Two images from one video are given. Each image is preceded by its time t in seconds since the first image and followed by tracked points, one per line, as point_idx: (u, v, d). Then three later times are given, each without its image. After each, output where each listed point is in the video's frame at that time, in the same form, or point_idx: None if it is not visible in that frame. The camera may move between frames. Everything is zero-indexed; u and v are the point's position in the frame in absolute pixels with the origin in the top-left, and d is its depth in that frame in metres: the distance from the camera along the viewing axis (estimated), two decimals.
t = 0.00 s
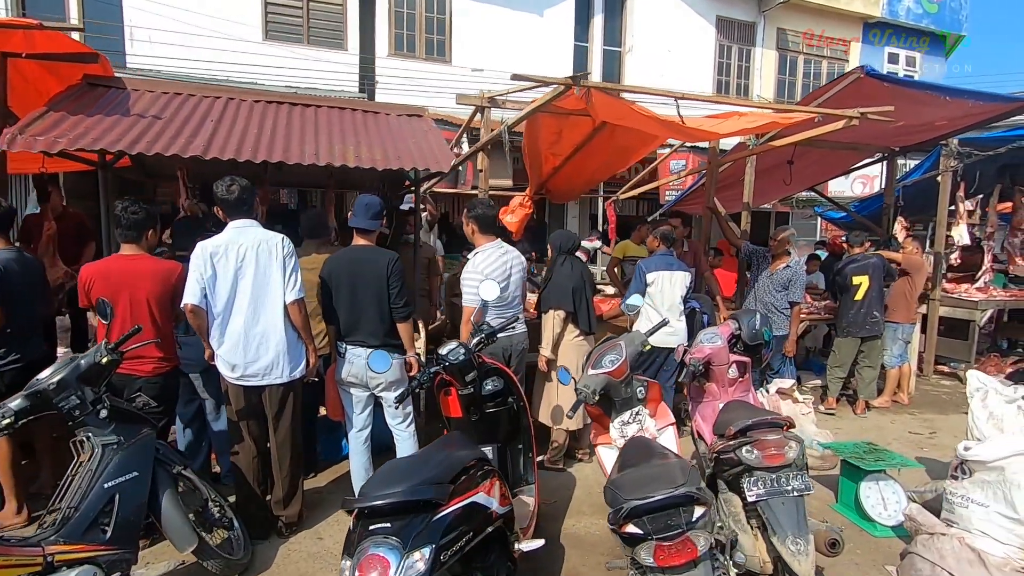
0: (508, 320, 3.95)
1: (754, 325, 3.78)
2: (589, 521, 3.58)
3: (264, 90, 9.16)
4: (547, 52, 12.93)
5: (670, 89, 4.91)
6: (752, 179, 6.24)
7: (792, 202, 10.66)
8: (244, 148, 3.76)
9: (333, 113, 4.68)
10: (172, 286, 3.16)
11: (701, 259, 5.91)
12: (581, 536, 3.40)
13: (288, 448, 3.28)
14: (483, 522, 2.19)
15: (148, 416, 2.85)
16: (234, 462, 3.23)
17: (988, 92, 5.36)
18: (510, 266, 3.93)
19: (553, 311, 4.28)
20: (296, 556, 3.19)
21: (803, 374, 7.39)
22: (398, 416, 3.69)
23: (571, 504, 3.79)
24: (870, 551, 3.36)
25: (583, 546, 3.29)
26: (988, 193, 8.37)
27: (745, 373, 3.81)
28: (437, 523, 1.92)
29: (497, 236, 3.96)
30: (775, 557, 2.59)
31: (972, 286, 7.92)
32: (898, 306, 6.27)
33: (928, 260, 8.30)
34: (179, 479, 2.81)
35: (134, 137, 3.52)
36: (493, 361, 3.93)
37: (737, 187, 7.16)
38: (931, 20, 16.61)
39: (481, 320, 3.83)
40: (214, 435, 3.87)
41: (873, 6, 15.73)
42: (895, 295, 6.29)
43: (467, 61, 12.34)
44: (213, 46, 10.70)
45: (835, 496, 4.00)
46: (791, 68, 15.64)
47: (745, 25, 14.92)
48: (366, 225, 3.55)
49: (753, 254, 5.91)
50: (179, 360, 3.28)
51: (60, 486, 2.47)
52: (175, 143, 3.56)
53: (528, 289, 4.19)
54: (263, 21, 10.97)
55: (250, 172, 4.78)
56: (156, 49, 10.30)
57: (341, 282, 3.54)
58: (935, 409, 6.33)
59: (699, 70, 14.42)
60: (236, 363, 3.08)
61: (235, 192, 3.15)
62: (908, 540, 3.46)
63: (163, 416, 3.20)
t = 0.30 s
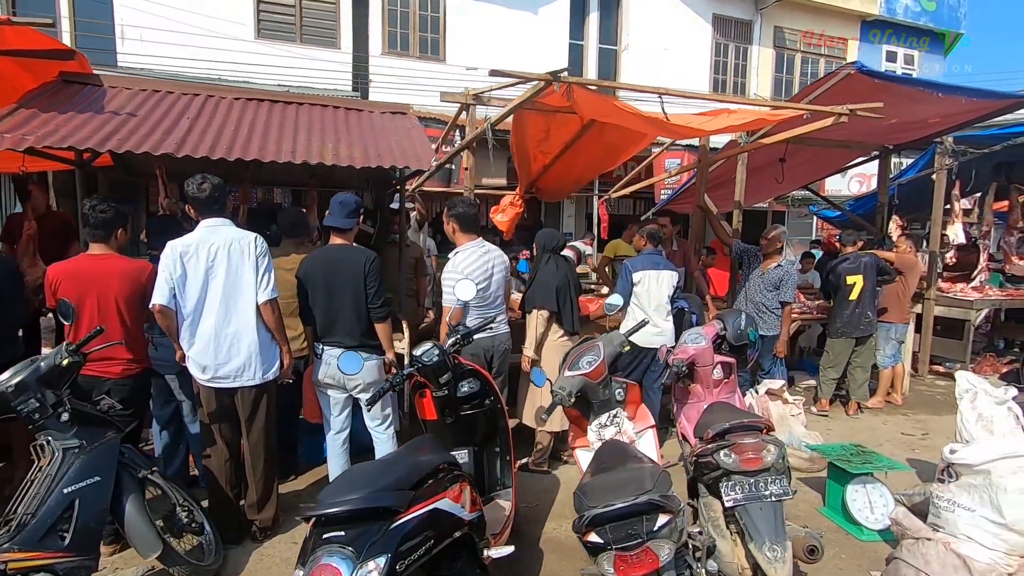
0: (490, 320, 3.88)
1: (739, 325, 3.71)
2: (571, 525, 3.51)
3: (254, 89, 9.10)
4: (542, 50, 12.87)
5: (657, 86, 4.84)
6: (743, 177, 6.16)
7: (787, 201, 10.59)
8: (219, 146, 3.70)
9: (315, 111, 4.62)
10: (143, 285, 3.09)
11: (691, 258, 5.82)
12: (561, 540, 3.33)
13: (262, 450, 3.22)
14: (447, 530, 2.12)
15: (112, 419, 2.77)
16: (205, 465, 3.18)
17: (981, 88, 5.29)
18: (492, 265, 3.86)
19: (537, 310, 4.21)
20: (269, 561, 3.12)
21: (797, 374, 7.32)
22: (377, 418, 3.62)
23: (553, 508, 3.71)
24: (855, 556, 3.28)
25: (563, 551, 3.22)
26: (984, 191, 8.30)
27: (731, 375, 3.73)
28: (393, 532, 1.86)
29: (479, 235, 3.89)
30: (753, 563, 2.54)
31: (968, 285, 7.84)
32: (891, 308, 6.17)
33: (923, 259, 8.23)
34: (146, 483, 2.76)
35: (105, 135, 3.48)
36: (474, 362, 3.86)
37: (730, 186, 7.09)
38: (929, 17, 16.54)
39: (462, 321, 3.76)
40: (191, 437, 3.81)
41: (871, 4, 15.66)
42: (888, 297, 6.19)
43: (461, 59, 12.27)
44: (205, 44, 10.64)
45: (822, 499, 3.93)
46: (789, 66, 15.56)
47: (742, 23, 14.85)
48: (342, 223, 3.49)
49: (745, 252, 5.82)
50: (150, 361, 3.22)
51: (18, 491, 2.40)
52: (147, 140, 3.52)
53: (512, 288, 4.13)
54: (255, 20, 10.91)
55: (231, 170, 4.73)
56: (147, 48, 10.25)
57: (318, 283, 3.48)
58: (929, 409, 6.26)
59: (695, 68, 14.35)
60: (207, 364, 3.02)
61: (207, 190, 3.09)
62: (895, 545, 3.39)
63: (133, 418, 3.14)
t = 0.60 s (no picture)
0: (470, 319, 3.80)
1: (723, 325, 3.63)
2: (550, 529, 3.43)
3: (245, 87, 9.02)
4: (537, 49, 12.80)
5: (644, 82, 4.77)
6: (734, 175, 6.09)
7: (782, 200, 10.52)
8: (192, 142, 3.63)
9: (296, 107, 4.55)
10: (110, 283, 3.02)
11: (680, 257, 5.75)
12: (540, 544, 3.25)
13: (233, 452, 3.15)
14: (408, 536, 2.05)
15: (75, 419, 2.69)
16: (175, 466, 3.12)
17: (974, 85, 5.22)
18: (471, 263, 3.79)
19: (519, 309, 4.16)
20: (238, 565, 3.04)
21: (790, 375, 7.24)
22: (354, 419, 3.54)
23: (534, 510, 3.63)
24: (840, 561, 3.21)
25: (540, 555, 3.14)
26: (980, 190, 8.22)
27: (716, 375, 3.66)
28: (346, 538, 1.80)
29: (459, 232, 3.82)
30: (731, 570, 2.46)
31: (963, 285, 7.77)
32: (884, 308, 6.08)
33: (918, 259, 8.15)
34: (110, 486, 2.69)
35: (75, 129, 3.44)
36: (454, 362, 3.79)
37: (722, 184, 7.01)
38: (927, 17, 16.48)
39: (442, 320, 3.68)
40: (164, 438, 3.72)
41: (869, 3, 15.59)
42: (880, 296, 6.11)
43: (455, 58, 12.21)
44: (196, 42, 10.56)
45: (809, 502, 3.86)
46: (786, 66, 15.49)
47: (738, 22, 14.78)
48: (316, 220, 3.42)
49: (736, 251, 5.73)
50: (118, 359, 3.15)
51: None
52: (119, 135, 3.47)
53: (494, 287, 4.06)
54: (247, 18, 10.85)
55: (211, 167, 4.67)
56: (138, 46, 10.17)
57: (292, 281, 3.41)
58: (922, 411, 6.18)
59: (691, 67, 14.27)
60: (175, 364, 2.95)
61: (176, 185, 3.02)
62: (881, 549, 3.32)
63: (100, 419, 3.07)
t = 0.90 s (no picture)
0: (449, 319, 3.72)
1: (706, 325, 3.54)
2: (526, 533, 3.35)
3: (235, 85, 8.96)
4: (532, 48, 12.74)
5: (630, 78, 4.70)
6: (725, 174, 6.02)
7: (776, 200, 10.44)
8: (163, 136, 3.55)
9: (276, 103, 4.49)
10: (74, 281, 2.96)
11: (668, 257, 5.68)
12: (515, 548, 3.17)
13: (201, 453, 3.07)
14: (361, 542, 1.99)
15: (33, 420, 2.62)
16: (141, 469, 3.05)
17: (967, 82, 5.15)
18: (450, 261, 3.71)
19: (500, 307, 4.09)
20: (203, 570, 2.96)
21: (782, 376, 7.17)
22: (329, 420, 3.46)
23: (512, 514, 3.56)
24: (822, 567, 3.13)
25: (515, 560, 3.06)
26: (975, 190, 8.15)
27: (698, 376, 3.59)
28: (290, 547, 1.73)
29: (437, 230, 3.75)
30: None
31: (957, 286, 7.69)
32: (875, 308, 6.01)
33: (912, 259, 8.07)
34: (69, 489, 2.61)
35: (43, 122, 3.36)
36: (432, 362, 3.70)
37: (713, 183, 6.93)
38: (925, 17, 16.44)
39: (419, 319, 3.60)
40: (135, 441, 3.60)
41: (866, 3, 15.54)
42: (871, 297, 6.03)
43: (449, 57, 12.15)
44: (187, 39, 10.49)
45: (794, 506, 3.78)
46: (782, 66, 15.43)
47: (735, 22, 14.72)
48: (289, 217, 3.36)
49: (725, 251, 5.56)
50: (83, 359, 3.09)
51: None
52: (87, 129, 3.40)
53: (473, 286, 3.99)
54: (239, 15, 10.78)
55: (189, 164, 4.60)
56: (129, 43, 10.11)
57: (264, 279, 3.34)
58: (914, 413, 6.11)
59: (687, 67, 14.21)
60: (139, 363, 2.88)
61: (142, 180, 2.94)
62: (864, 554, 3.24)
63: (64, 418, 3.00)
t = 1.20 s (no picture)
0: (425, 322, 3.65)
1: (686, 329, 3.48)
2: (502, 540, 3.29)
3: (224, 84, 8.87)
4: (525, 47, 12.67)
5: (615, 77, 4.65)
6: (713, 174, 5.96)
7: (770, 200, 10.38)
8: (133, 136, 3.49)
9: (254, 103, 4.43)
10: (36, 285, 2.89)
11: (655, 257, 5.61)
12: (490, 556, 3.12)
13: (167, 459, 3.01)
14: (315, 555, 1.94)
15: None
16: (106, 476, 3.03)
17: (956, 82, 5.09)
18: (427, 263, 3.65)
19: (479, 310, 4.03)
20: None
21: (772, 378, 7.12)
22: (302, 425, 3.40)
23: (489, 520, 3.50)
24: None
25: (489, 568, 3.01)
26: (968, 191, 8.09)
27: (679, 381, 3.53)
28: (233, 562, 1.69)
29: (414, 232, 3.69)
30: None
31: (949, 288, 7.64)
32: (865, 309, 5.94)
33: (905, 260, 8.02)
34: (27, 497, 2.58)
35: (10, 122, 3.31)
36: (409, 366, 3.63)
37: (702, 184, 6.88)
38: (921, 16, 16.39)
39: (394, 323, 3.53)
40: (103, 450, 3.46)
41: (862, 2, 15.49)
42: (862, 298, 5.95)
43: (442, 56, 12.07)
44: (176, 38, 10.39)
45: (776, 512, 3.72)
46: (777, 65, 15.37)
47: (730, 21, 14.66)
48: (260, 218, 3.33)
49: (712, 252, 5.46)
50: (46, 365, 3.02)
51: None
52: (56, 128, 3.34)
53: (452, 288, 3.94)
54: (229, 14, 10.69)
55: (166, 164, 4.54)
56: (117, 42, 10.00)
57: (235, 282, 3.28)
58: (904, 415, 6.05)
59: (682, 66, 14.15)
60: (102, 368, 2.82)
61: (106, 182, 2.87)
62: (845, 563, 3.19)
63: (28, 424, 2.94)
